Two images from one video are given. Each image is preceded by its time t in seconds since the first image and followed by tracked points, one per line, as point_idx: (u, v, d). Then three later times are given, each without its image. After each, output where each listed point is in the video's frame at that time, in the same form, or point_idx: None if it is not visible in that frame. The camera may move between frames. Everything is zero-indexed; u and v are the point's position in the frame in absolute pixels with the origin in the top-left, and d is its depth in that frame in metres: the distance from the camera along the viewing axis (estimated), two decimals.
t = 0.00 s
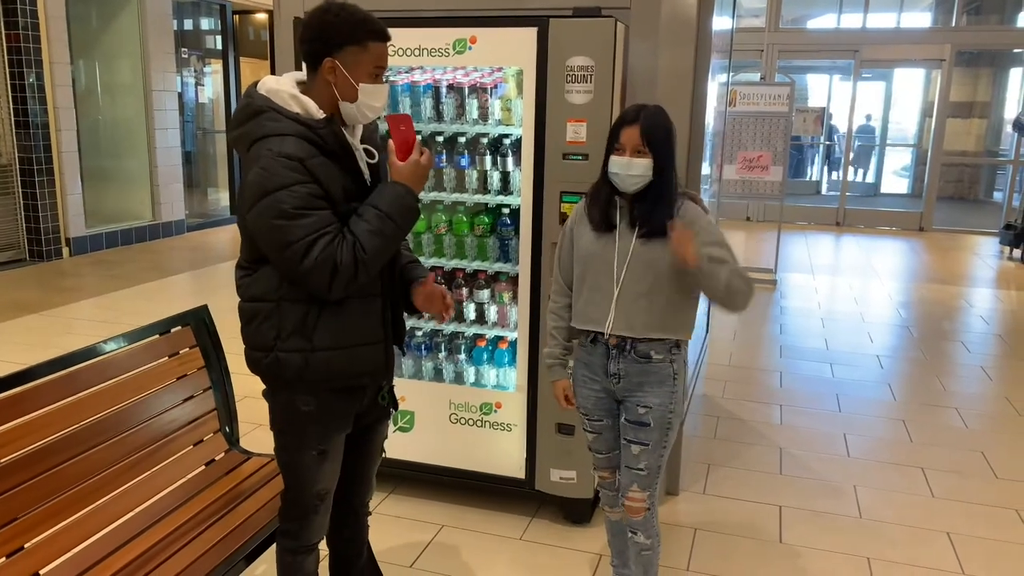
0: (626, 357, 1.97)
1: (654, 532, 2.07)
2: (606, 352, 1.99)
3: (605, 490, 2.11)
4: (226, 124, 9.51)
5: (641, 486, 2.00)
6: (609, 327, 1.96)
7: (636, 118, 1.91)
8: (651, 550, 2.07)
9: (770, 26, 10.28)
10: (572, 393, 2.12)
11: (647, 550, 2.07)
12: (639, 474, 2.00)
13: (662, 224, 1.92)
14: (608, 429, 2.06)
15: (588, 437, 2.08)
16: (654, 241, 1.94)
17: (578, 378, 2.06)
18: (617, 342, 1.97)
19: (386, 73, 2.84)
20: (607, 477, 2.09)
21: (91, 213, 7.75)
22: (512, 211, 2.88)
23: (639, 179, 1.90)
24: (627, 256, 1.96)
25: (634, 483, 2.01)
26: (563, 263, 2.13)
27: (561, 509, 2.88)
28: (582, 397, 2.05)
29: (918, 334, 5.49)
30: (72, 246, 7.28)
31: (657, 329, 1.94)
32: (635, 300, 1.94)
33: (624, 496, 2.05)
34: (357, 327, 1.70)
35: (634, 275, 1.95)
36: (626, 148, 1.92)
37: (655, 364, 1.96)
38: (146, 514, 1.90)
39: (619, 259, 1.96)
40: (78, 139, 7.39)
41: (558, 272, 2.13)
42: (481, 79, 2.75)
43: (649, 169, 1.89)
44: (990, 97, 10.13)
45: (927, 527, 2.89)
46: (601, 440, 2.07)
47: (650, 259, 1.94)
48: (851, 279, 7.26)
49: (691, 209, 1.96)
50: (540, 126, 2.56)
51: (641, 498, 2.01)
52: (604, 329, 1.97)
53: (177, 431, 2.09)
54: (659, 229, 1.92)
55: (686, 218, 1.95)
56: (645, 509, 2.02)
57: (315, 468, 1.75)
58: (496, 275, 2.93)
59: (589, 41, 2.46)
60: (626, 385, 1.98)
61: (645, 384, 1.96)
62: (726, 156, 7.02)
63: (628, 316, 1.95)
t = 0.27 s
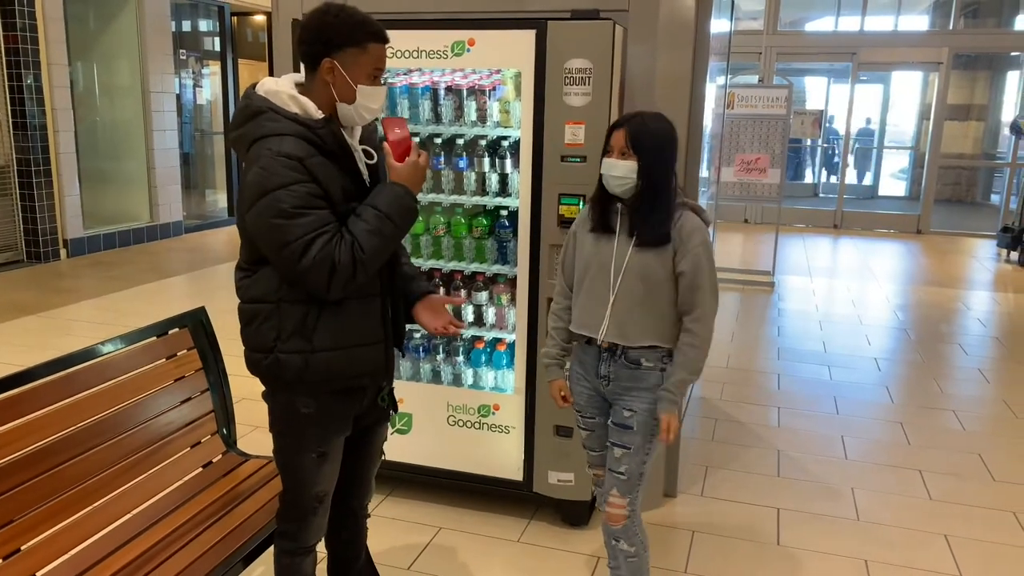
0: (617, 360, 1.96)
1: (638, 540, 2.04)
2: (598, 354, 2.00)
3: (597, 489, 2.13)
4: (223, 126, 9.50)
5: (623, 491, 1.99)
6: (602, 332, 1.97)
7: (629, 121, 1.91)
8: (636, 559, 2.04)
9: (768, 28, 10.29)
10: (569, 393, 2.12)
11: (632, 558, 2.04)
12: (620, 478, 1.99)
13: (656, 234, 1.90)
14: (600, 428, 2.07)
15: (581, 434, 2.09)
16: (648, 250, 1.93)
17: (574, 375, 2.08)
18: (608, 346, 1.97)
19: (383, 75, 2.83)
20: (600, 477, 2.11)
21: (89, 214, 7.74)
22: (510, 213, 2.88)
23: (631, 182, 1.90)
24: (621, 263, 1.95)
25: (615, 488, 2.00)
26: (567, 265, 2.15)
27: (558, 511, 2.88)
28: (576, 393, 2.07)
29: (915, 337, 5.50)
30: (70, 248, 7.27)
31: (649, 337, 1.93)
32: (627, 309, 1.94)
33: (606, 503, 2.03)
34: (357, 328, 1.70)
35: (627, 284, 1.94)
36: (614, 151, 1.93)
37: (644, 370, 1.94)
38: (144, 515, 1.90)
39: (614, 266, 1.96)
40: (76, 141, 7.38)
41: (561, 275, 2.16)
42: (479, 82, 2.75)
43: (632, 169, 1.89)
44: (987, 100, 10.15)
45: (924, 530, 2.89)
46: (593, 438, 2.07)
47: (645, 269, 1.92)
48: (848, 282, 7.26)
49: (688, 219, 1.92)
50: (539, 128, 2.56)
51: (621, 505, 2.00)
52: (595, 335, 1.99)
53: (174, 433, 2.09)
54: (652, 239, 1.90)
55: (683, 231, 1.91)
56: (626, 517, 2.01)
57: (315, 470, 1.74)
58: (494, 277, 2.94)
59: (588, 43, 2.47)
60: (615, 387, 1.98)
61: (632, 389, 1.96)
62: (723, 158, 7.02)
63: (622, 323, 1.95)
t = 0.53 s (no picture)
0: (611, 363, 1.96)
1: (634, 545, 2.04)
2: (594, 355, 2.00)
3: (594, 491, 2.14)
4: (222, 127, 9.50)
5: (617, 495, 1.99)
6: (599, 335, 1.97)
7: (626, 123, 1.91)
8: (633, 562, 2.05)
9: (766, 31, 10.30)
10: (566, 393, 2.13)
11: (628, 562, 2.05)
12: (615, 482, 1.99)
13: (654, 236, 1.90)
14: (596, 429, 2.07)
15: (578, 435, 2.10)
16: (644, 253, 1.92)
17: (571, 375, 2.08)
18: (604, 348, 1.97)
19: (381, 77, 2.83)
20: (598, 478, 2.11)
21: (86, 216, 7.73)
22: (507, 215, 2.88)
23: (628, 185, 1.90)
24: (619, 266, 1.95)
25: (610, 492, 2.00)
26: (570, 268, 2.16)
27: (556, 513, 2.87)
28: (573, 394, 2.08)
29: (913, 339, 5.50)
30: (67, 249, 7.26)
31: (645, 340, 1.92)
32: (624, 313, 1.94)
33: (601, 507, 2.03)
34: (357, 328, 1.69)
35: (624, 288, 1.94)
36: (611, 154, 1.93)
37: (638, 375, 1.94)
38: (141, 517, 1.89)
39: (612, 269, 1.96)
40: (74, 142, 7.37)
41: (565, 277, 2.17)
42: (478, 84, 2.75)
43: (628, 173, 1.89)
44: (984, 103, 10.20)
45: (922, 532, 2.89)
46: (591, 439, 2.07)
47: (641, 273, 1.92)
48: (846, 285, 7.27)
49: (685, 223, 1.90)
50: (537, 130, 2.56)
51: (615, 509, 2.00)
52: (594, 337, 1.98)
53: (171, 435, 2.08)
54: (648, 242, 1.90)
55: (679, 234, 1.89)
56: (620, 521, 2.01)
57: (315, 472, 1.74)
58: (492, 279, 2.93)
59: (586, 45, 2.47)
60: (609, 390, 1.98)
61: (626, 393, 1.95)
62: (721, 161, 7.01)
63: (620, 325, 1.94)
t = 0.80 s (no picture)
0: (616, 366, 1.96)
1: (636, 548, 2.05)
2: (598, 358, 2.00)
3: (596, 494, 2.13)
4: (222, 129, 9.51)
5: (620, 498, 1.99)
6: (605, 339, 1.96)
7: (628, 127, 1.91)
8: (635, 565, 2.06)
9: (766, 34, 10.32)
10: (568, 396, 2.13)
11: (630, 565, 2.06)
12: (619, 484, 1.98)
13: (655, 240, 1.90)
14: (599, 432, 2.06)
15: (580, 438, 2.09)
16: (645, 256, 1.92)
17: (573, 378, 2.08)
18: (609, 351, 1.97)
19: (381, 80, 2.82)
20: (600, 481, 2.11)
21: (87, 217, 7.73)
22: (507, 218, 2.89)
23: (629, 188, 1.90)
24: (621, 269, 1.95)
25: (613, 494, 2.00)
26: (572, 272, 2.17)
27: (555, 516, 2.87)
28: (575, 397, 2.07)
29: (913, 343, 5.50)
30: (68, 251, 7.26)
31: (647, 346, 1.93)
32: (627, 316, 1.93)
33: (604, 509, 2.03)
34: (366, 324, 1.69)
35: (627, 290, 1.94)
36: (613, 156, 1.93)
37: (643, 378, 1.94)
38: (141, 519, 1.89)
39: (614, 273, 1.96)
40: (74, 144, 7.38)
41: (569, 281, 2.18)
42: (478, 87, 2.75)
43: (629, 176, 1.89)
44: (984, 106, 10.18)
45: (922, 536, 2.89)
46: (593, 442, 2.07)
47: (643, 276, 1.92)
48: (846, 288, 7.27)
49: (686, 226, 1.90)
50: (537, 132, 2.56)
51: (619, 512, 2.00)
52: (599, 341, 1.98)
53: (171, 437, 2.08)
54: (650, 245, 1.90)
55: (680, 236, 1.89)
56: (624, 525, 2.01)
57: (314, 474, 1.74)
58: (492, 282, 2.93)
59: (586, 48, 2.47)
60: (614, 393, 1.98)
61: (631, 395, 1.96)
62: (721, 164, 7.03)
63: (622, 329, 1.94)
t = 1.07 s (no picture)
0: (623, 369, 1.96)
1: (645, 552, 2.04)
2: (605, 361, 2.00)
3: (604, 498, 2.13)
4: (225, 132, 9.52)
5: (628, 502, 1.98)
6: (612, 343, 1.97)
7: (634, 131, 1.93)
8: (643, 568, 2.05)
9: (769, 38, 10.33)
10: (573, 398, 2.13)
11: (638, 569, 2.05)
12: (628, 488, 1.98)
13: (660, 245, 1.90)
14: (606, 435, 2.06)
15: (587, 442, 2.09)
16: (651, 260, 1.92)
17: (579, 382, 2.08)
18: (616, 354, 1.97)
19: (386, 84, 2.85)
20: (606, 484, 2.11)
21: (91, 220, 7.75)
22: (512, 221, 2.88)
23: (636, 191, 1.91)
24: (628, 272, 1.95)
25: (622, 498, 1.99)
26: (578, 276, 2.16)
27: (559, 520, 2.86)
28: (581, 401, 2.07)
29: (917, 347, 5.49)
30: (72, 254, 7.28)
31: (653, 350, 1.92)
32: (633, 320, 1.93)
33: (614, 514, 2.03)
34: (382, 324, 1.70)
35: (633, 293, 1.94)
36: (621, 160, 1.94)
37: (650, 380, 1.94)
38: (146, 520, 1.90)
39: (621, 276, 1.96)
40: (79, 146, 7.40)
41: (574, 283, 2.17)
42: (482, 90, 2.76)
43: (637, 179, 1.90)
44: (988, 110, 10.15)
45: (926, 541, 2.89)
46: (599, 445, 2.07)
47: (649, 279, 1.91)
48: (850, 292, 7.26)
49: (693, 231, 1.90)
50: (541, 136, 2.56)
51: (629, 516, 1.99)
52: (606, 345, 1.98)
53: (175, 439, 2.09)
54: (654, 249, 1.90)
55: (685, 242, 1.89)
56: (634, 529, 2.00)
57: (320, 477, 1.74)
58: (496, 285, 2.92)
59: (590, 52, 2.48)
60: (620, 396, 1.98)
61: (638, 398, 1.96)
62: (725, 167, 7.04)
63: (629, 332, 1.94)
